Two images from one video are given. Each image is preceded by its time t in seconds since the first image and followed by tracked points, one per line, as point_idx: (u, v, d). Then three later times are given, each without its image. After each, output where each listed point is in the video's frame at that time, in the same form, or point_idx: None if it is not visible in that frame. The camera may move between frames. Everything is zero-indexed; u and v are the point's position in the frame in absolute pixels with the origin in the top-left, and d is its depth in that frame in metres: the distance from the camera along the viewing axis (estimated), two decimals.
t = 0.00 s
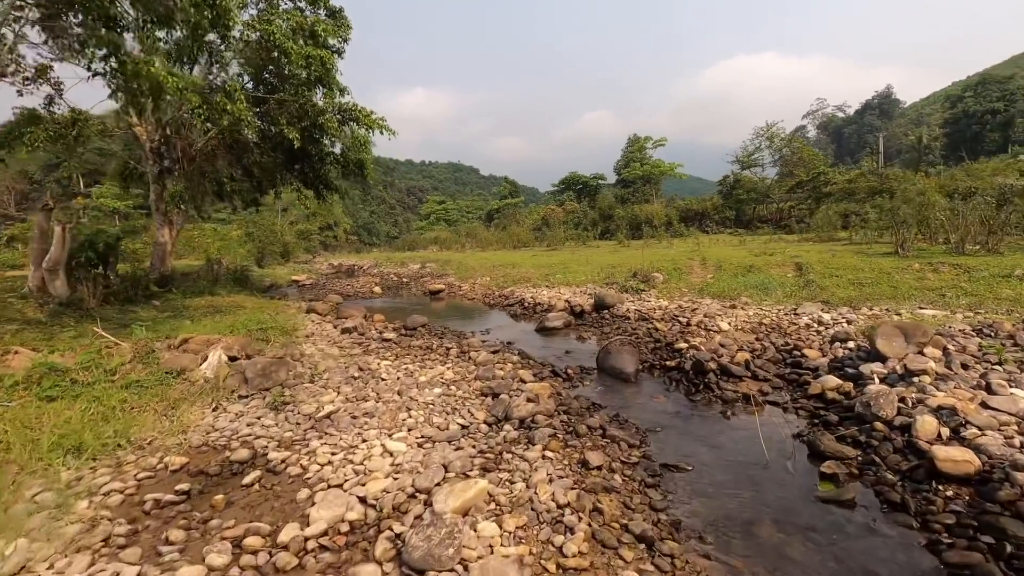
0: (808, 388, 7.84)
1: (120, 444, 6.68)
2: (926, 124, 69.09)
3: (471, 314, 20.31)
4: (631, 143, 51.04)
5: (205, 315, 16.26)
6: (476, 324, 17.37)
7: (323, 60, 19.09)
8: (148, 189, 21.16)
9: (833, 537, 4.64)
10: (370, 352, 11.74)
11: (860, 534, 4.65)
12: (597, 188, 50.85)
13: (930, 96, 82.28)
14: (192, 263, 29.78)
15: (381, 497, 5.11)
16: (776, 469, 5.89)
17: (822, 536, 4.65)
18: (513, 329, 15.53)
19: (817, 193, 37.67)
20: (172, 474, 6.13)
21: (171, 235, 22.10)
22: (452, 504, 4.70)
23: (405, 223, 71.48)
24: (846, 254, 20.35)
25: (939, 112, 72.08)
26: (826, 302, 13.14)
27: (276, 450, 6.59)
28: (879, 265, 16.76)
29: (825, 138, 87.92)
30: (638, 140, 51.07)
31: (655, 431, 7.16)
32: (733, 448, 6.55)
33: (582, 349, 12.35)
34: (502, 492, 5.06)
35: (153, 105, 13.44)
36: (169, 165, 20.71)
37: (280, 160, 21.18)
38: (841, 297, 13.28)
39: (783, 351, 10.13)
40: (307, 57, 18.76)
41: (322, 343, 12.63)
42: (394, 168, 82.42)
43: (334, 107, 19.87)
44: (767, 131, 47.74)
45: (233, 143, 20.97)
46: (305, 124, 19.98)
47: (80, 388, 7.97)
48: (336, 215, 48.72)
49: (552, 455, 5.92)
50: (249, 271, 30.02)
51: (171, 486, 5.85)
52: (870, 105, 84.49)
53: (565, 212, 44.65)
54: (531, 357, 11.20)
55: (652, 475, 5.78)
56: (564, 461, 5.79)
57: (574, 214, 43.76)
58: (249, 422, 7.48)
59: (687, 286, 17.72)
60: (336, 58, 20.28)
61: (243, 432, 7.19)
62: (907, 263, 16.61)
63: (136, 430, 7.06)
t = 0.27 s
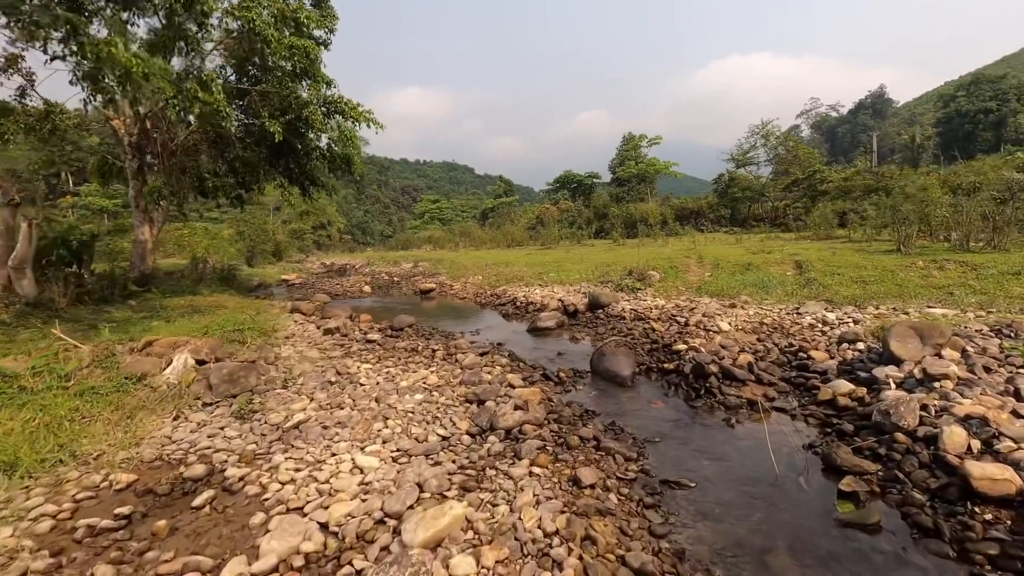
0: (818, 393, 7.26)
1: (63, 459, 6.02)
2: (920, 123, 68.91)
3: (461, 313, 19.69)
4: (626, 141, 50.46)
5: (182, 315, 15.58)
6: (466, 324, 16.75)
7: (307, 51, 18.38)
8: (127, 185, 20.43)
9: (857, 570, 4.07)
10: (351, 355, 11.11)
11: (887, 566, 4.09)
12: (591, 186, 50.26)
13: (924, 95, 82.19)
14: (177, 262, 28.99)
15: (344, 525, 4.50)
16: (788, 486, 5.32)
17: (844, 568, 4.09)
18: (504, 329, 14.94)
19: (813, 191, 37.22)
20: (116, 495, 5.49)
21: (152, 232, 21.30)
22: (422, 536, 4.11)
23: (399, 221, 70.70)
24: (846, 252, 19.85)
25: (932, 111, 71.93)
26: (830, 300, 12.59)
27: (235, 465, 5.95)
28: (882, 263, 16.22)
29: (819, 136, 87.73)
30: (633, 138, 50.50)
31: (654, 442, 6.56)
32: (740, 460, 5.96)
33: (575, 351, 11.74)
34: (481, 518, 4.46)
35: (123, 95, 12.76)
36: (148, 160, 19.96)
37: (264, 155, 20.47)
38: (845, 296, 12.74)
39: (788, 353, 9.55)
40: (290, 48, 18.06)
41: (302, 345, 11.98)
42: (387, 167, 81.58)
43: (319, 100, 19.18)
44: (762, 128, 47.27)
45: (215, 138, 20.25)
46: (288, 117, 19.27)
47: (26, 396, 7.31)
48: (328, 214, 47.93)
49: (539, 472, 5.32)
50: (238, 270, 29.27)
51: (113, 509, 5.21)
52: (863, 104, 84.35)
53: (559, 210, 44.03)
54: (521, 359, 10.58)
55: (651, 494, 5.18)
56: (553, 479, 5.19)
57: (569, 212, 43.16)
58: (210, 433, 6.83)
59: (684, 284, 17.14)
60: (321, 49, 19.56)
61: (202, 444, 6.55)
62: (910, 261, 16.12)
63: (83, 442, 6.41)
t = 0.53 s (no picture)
0: (831, 401, 6.76)
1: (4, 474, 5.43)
2: (915, 123, 68.68)
3: (453, 313, 19.12)
4: (622, 139, 49.89)
5: (162, 315, 14.97)
6: (458, 324, 16.19)
7: (293, 41, 17.73)
8: (108, 180, 19.78)
9: None
10: (334, 357, 10.54)
11: None
12: (588, 185, 49.68)
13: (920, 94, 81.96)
14: (163, 260, 28.27)
15: (307, 557, 3.96)
16: (805, 507, 4.81)
17: None
18: (497, 330, 14.39)
19: (811, 190, 36.77)
20: (58, 517, 4.92)
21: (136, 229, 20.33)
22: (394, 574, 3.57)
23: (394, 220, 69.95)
24: (848, 251, 19.36)
25: (929, 110, 71.68)
26: (836, 300, 12.09)
27: (194, 482, 5.38)
28: (886, 261, 15.73)
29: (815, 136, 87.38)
30: (629, 136, 49.95)
31: (655, 455, 6.03)
32: (750, 476, 5.44)
33: (570, 352, 11.21)
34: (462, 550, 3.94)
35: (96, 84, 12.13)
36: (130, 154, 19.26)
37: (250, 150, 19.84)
38: (850, 295, 12.25)
39: (794, 356, 9.04)
40: (275, 38, 17.41)
41: (284, 346, 11.39)
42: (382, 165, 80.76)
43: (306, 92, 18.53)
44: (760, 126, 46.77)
45: (200, 132, 19.61)
46: (275, 111, 18.61)
47: None
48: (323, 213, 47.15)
49: (530, 492, 4.79)
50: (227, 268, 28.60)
51: (51, 534, 4.63)
52: (860, 104, 84.11)
53: (555, 209, 43.43)
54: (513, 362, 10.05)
55: (654, 516, 4.66)
56: (545, 501, 4.67)
57: (565, 211, 42.56)
58: (172, 445, 6.26)
59: (683, 284, 16.62)
60: (308, 40, 18.91)
61: (161, 457, 5.97)
62: (916, 259, 15.62)
63: (30, 455, 5.82)
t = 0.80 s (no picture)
0: (841, 404, 6.24)
1: None
2: (911, 122, 68.40)
3: (444, 311, 18.59)
4: (618, 136, 49.33)
5: (138, 312, 14.38)
6: (447, 322, 15.61)
7: (278, 29, 17.09)
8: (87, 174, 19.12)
9: None
10: (313, 357, 9.95)
11: None
12: (584, 183, 49.10)
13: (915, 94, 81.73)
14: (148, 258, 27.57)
15: None
16: (819, 526, 4.28)
17: None
18: (487, 328, 13.85)
19: (808, 187, 36.35)
20: None
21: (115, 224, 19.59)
22: None
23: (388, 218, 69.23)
24: (849, 248, 18.88)
25: (924, 109, 71.45)
26: (839, 296, 11.59)
27: (137, 497, 4.82)
28: (889, 258, 15.26)
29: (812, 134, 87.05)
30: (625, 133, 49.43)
31: (651, 464, 5.50)
32: (756, 490, 4.91)
33: (563, 352, 10.68)
34: None
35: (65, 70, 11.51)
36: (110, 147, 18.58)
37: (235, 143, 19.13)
38: (854, 291, 11.76)
39: (798, 355, 8.54)
40: (259, 25, 16.77)
41: (261, 346, 10.81)
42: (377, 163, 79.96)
43: (291, 83, 17.89)
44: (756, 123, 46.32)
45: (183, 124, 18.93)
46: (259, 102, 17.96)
47: None
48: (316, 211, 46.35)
49: (510, 510, 4.25)
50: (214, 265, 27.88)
51: None
52: (855, 103, 83.81)
53: (551, 206, 42.85)
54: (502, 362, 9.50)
55: (650, 537, 4.13)
56: (526, 521, 4.13)
57: (561, 208, 41.99)
58: (120, 454, 5.68)
59: (680, 280, 16.09)
60: (294, 28, 18.27)
61: (105, 467, 5.39)
62: (920, 255, 15.14)
63: None
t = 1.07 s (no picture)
0: (850, 413, 5.77)
1: None
2: (909, 121, 67.98)
3: (434, 311, 18.08)
4: (615, 134, 48.81)
5: (114, 313, 13.82)
6: (437, 323, 15.09)
7: (262, 20, 16.51)
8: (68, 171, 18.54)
9: None
10: (290, 362, 9.44)
11: None
12: (581, 182, 48.51)
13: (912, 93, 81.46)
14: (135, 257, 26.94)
15: None
16: (831, 557, 3.81)
17: None
18: (477, 329, 13.36)
19: (806, 186, 35.91)
20: None
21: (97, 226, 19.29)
22: None
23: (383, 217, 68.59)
24: (849, 246, 18.42)
25: (921, 108, 71.15)
26: (842, 296, 11.13)
27: (68, 523, 4.29)
28: (891, 256, 14.81)
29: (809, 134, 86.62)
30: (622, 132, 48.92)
31: (644, 481, 5.02)
32: (760, 513, 4.43)
33: (554, 355, 10.19)
34: None
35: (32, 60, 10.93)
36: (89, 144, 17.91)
37: (220, 139, 18.50)
38: (857, 291, 11.32)
39: (801, 358, 8.08)
40: (243, 16, 16.19)
41: (237, 349, 10.29)
42: (374, 162, 79.37)
43: (277, 77, 17.30)
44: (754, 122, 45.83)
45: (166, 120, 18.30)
46: (243, 96, 17.36)
47: None
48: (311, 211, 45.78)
49: (483, 542, 3.77)
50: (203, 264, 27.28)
51: None
52: (851, 102, 83.52)
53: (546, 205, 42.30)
54: (488, 366, 9.01)
55: (641, 571, 3.65)
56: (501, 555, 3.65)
57: (557, 207, 41.42)
58: (60, 471, 5.15)
59: (677, 280, 15.61)
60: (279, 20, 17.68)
61: (41, 487, 4.86)
62: (924, 254, 14.68)
63: None
